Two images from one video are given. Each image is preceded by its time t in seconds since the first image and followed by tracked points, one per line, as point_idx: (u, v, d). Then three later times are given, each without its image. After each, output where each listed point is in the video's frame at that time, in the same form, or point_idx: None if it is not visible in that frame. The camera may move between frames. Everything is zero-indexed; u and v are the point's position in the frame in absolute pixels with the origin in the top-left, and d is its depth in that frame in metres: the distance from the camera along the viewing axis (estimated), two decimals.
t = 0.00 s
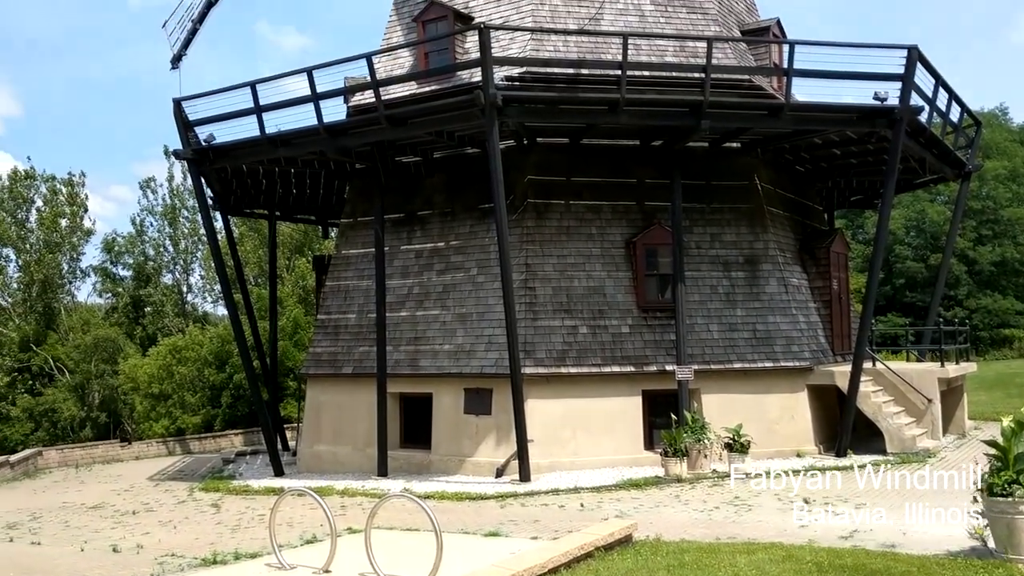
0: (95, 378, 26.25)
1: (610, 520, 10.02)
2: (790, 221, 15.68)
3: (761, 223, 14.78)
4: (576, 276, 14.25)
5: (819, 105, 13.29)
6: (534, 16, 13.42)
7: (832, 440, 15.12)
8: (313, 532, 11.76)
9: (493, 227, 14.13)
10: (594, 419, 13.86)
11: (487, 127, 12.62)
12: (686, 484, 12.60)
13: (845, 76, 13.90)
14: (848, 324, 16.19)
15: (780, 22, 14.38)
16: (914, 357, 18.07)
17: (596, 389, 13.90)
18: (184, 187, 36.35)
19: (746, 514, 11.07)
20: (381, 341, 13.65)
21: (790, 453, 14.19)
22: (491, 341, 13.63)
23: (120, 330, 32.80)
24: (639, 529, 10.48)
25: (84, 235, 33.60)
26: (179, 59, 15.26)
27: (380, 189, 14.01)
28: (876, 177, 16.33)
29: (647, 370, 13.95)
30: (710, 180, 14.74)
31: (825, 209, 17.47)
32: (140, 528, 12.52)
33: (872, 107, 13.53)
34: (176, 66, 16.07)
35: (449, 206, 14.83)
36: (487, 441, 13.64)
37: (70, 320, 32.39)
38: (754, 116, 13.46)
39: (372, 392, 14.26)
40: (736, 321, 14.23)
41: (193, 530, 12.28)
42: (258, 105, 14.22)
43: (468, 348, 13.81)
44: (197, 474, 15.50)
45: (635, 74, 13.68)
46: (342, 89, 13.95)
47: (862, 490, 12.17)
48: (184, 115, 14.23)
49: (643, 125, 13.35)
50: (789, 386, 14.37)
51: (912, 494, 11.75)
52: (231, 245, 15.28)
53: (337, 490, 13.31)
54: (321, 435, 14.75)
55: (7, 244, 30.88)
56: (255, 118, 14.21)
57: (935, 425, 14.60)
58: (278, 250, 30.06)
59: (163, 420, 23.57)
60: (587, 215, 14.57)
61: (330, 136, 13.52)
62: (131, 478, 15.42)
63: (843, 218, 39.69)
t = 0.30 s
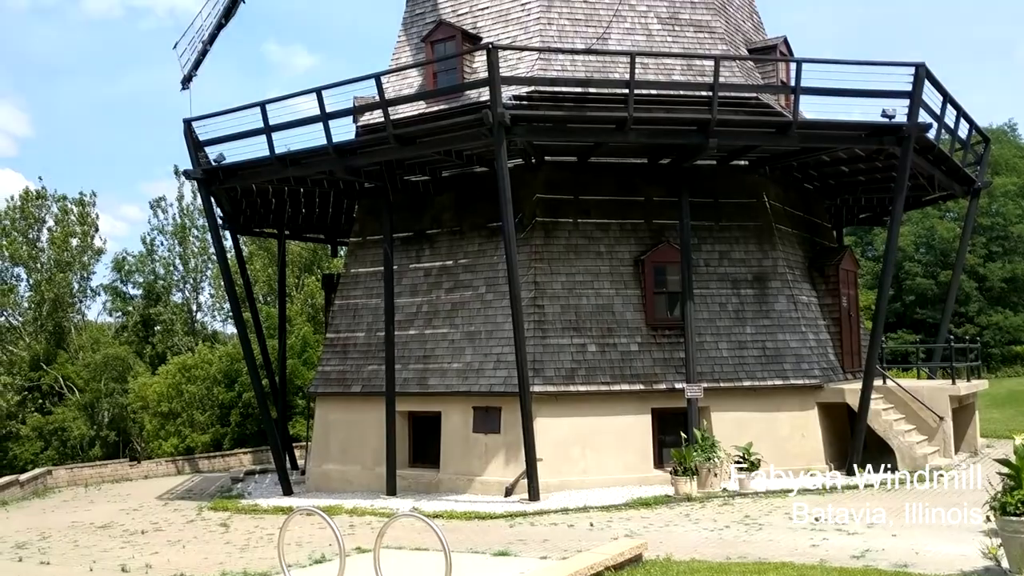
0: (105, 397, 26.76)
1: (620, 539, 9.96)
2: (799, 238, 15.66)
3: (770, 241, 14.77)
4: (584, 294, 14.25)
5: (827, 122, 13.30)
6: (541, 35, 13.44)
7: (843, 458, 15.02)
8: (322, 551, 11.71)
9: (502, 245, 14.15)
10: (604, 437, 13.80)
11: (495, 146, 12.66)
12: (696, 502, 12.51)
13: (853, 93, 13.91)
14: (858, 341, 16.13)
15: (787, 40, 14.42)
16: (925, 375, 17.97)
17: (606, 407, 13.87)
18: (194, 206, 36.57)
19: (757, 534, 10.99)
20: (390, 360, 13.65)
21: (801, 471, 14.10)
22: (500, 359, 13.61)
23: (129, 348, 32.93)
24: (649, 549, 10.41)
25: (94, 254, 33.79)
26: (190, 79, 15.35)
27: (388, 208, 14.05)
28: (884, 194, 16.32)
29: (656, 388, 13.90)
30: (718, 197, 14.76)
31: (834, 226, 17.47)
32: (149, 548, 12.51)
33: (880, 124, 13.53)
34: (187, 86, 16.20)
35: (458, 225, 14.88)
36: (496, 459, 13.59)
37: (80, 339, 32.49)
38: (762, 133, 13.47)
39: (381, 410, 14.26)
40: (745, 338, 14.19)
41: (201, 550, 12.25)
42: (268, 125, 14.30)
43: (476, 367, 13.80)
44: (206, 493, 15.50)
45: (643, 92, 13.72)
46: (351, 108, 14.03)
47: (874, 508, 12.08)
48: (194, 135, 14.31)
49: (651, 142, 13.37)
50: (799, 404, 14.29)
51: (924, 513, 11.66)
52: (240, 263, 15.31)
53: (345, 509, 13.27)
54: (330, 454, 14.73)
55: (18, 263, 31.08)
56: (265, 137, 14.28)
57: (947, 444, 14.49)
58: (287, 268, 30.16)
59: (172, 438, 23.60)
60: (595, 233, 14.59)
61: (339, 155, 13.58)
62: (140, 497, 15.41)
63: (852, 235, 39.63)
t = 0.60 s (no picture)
0: (108, 404, 26.96)
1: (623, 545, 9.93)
2: (801, 244, 15.66)
3: (772, 246, 14.77)
4: (587, 300, 14.25)
5: (828, 128, 13.31)
6: (543, 42, 13.45)
7: (846, 464, 14.99)
8: (324, 558, 11.69)
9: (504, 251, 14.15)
10: (606, 443, 13.78)
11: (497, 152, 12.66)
12: (699, 509, 12.48)
13: (854, 99, 13.92)
14: (860, 346, 16.12)
15: (789, 46, 14.43)
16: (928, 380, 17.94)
17: (608, 413, 13.85)
18: (196, 213, 36.61)
19: (759, 540, 10.96)
20: (392, 366, 13.65)
21: (804, 477, 14.07)
22: (502, 365, 13.60)
23: (132, 355, 32.95)
24: (652, 555, 10.39)
25: (97, 260, 33.81)
26: (192, 86, 15.36)
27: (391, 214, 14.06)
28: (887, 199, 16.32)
29: (659, 395, 13.89)
30: (720, 203, 14.76)
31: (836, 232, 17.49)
32: (150, 555, 12.50)
33: (883, 129, 13.53)
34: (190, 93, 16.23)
35: (460, 231, 14.89)
36: (498, 466, 13.57)
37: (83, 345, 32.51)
38: (764, 139, 13.48)
39: (383, 417, 14.25)
40: (748, 344, 14.19)
41: (203, 556, 12.24)
42: (271, 131, 14.32)
43: (478, 373, 13.79)
44: (209, 499, 15.49)
45: (645, 98, 13.74)
46: (353, 115, 14.05)
47: (877, 514, 12.06)
48: (197, 142, 14.33)
49: (652, 148, 13.38)
50: (803, 410, 14.28)
51: (927, 519, 11.63)
52: (242, 269, 15.30)
53: (347, 515, 13.26)
54: (332, 460, 14.73)
55: (21, 270, 31.13)
56: (267, 144, 14.30)
57: (950, 450, 14.48)
58: (289, 274, 30.18)
59: (174, 444, 23.60)
60: (598, 239, 14.59)
61: (341, 162, 13.59)
62: (142, 504, 15.39)
63: (854, 240, 39.62)
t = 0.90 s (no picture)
0: (110, 415, 27.70)
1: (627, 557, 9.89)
2: (803, 254, 15.67)
3: (774, 257, 14.76)
4: (589, 311, 14.24)
5: (830, 139, 13.32)
6: (545, 54, 13.48)
7: (850, 475, 14.95)
8: (326, 570, 11.66)
9: (506, 262, 14.16)
10: (609, 455, 13.75)
11: (499, 164, 12.67)
12: (702, 520, 12.43)
13: (856, 110, 13.94)
14: (863, 357, 16.10)
15: (790, 58, 14.45)
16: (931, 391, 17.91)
17: (611, 424, 13.84)
18: (199, 224, 36.69)
19: (763, 552, 10.92)
20: (394, 377, 13.64)
21: (807, 489, 14.03)
22: (504, 377, 13.59)
23: (134, 366, 32.97)
24: (655, 567, 10.35)
25: (100, 271, 33.86)
26: (195, 98, 15.41)
27: (393, 225, 14.08)
28: (889, 210, 16.33)
29: (661, 406, 13.87)
30: (722, 214, 14.78)
31: (838, 242, 17.52)
32: (152, 567, 12.47)
33: (884, 141, 13.54)
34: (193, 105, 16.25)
35: (462, 242, 14.91)
36: (501, 477, 13.54)
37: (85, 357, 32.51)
38: (766, 151, 13.49)
39: (386, 428, 14.24)
40: (750, 355, 14.17)
41: (205, 569, 12.21)
42: (273, 144, 14.35)
43: (481, 385, 13.77)
44: (211, 511, 15.47)
45: (646, 110, 13.76)
46: (356, 127, 14.08)
47: (882, 526, 12.00)
48: (199, 154, 14.36)
49: (654, 160, 13.39)
50: (805, 421, 14.26)
51: (931, 531, 11.58)
52: (245, 280, 15.30)
53: (350, 527, 13.23)
54: (334, 472, 14.72)
55: (24, 281, 31.19)
56: (270, 156, 14.33)
57: (955, 460, 14.32)
58: (291, 285, 30.21)
59: (176, 456, 23.62)
60: (600, 250, 14.60)
61: (344, 174, 13.61)
62: (144, 516, 15.37)
63: (856, 250, 39.62)
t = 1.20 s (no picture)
0: (116, 430, 27.57)
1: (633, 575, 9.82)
2: (809, 270, 15.66)
3: (780, 272, 14.75)
4: (595, 326, 14.23)
5: (835, 155, 13.33)
6: (550, 71, 13.52)
7: (857, 492, 14.86)
8: None
9: (512, 278, 14.16)
10: (615, 471, 13.69)
11: (504, 180, 12.69)
12: (708, 537, 12.35)
13: (861, 125, 13.95)
14: (870, 373, 16.05)
15: (794, 74, 14.47)
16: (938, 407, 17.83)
17: (616, 440, 13.79)
18: (205, 240, 36.83)
19: (770, 569, 10.84)
20: (400, 393, 13.63)
21: (814, 505, 13.95)
22: (510, 393, 13.56)
23: (139, 381, 33.00)
24: None
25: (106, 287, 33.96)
26: (202, 115, 15.50)
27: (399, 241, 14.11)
28: (894, 226, 16.32)
29: (668, 422, 13.83)
30: (728, 230, 14.79)
31: (844, 258, 17.51)
32: None
33: (890, 156, 13.53)
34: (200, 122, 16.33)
35: (467, 257, 14.93)
36: (507, 494, 13.49)
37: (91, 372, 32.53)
38: (771, 166, 13.49)
39: (391, 444, 14.21)
40: (756, 371, 14.13)
41: None
42: (280, 160, 14.41)
43: (486, 401, 13.75)
44: (216, 527, 15.44)
45: (651, 126, 13.79)
46: (362, 143, 14.14)
47: (890, 543, 11.90)
48: (206, 170, 14.42)
49: (659, 175, 13.40)
50: (812, 437, 14.20)
51: (940, 548, 11.48)
52: (250, 296, 15.30)
53: (355, 544, 13.18)
54: (339, 488, 14.69)
55: (31, 296, 31.29)
56: (276, 172, 14.38)
57: (963, 476, 14.18)
58: (297, 301, 30.26)
59: (182, 471, 23.62)
60: (605, 266, 14.61)
61: (350, 190, 13.65)
62: (149, 532, 15.34)
63: (862, 264, 39.55)
